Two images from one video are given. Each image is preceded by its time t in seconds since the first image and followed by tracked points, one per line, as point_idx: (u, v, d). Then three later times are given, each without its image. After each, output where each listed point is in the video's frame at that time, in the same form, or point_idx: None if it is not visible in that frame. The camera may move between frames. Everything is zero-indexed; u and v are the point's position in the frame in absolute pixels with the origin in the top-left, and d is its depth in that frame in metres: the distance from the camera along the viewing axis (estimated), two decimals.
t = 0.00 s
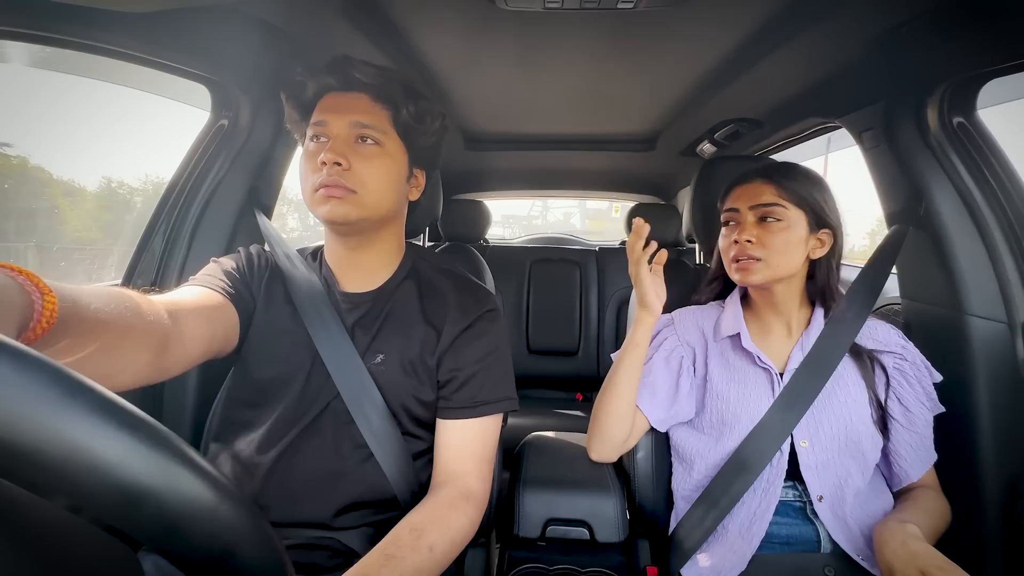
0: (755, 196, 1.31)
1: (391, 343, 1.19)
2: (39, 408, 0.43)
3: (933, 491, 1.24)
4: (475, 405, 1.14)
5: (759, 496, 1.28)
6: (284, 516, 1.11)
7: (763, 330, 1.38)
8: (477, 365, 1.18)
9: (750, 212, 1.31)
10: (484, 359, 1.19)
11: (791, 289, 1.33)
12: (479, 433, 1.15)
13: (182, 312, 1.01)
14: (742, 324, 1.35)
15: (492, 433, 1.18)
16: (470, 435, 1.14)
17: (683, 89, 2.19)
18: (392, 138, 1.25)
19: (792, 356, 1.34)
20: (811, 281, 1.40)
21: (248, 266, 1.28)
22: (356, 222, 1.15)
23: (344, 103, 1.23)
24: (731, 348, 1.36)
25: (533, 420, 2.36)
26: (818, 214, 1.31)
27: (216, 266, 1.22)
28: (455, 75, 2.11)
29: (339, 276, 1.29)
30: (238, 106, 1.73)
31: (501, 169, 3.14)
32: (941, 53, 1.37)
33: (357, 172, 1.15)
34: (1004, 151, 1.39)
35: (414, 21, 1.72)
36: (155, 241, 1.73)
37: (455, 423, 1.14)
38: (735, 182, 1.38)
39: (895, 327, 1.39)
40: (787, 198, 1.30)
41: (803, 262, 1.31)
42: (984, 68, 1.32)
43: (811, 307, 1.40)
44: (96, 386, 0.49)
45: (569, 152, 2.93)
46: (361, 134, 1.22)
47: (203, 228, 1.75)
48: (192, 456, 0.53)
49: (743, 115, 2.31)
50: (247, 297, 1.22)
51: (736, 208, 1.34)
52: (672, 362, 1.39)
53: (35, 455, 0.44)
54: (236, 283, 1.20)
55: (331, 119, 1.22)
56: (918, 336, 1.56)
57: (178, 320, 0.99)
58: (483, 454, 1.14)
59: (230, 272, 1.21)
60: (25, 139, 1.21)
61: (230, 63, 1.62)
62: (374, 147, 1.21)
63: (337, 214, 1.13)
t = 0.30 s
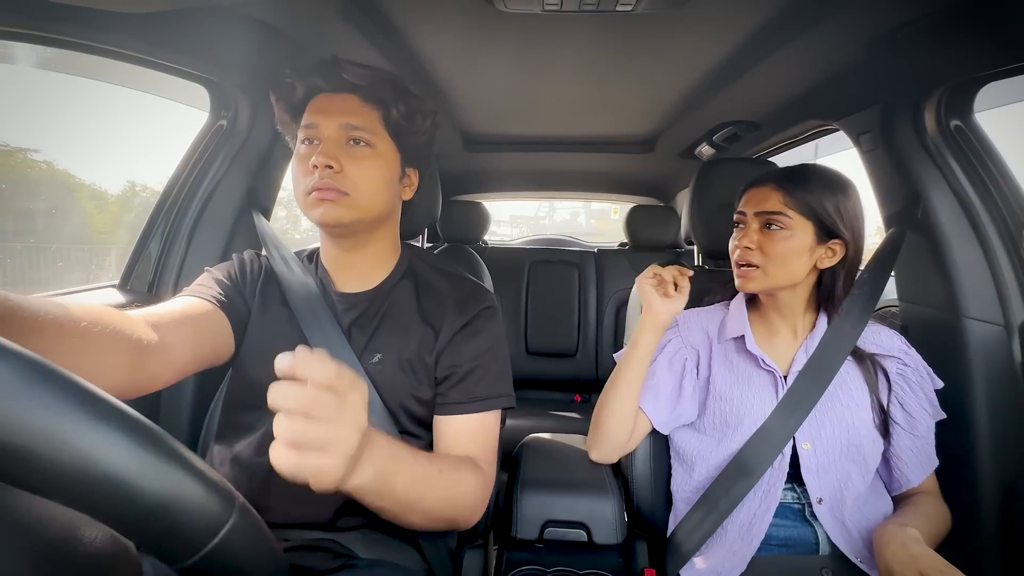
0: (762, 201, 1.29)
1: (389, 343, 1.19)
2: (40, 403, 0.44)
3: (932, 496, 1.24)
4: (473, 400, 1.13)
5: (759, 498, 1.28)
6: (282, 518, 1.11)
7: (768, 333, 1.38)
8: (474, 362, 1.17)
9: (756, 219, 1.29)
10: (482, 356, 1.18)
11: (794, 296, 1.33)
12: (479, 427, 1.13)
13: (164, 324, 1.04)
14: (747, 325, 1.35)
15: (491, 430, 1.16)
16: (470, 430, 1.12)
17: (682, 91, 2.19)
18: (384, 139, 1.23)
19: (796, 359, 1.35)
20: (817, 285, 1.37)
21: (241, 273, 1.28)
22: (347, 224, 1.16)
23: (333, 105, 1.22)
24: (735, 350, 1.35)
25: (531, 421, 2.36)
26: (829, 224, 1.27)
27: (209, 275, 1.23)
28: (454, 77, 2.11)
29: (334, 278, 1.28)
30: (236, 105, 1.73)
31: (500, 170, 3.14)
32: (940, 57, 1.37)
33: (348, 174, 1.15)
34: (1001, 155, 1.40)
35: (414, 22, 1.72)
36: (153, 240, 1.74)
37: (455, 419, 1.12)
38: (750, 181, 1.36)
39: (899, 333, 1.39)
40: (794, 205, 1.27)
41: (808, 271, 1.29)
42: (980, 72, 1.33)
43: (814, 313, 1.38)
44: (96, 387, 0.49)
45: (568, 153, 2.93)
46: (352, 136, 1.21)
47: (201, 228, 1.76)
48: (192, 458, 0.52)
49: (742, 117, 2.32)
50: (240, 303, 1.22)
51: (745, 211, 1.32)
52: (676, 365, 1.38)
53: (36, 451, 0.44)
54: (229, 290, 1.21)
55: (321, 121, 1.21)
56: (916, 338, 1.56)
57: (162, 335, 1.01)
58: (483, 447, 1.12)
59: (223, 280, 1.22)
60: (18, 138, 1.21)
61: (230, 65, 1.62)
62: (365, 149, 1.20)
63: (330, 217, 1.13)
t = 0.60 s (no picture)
0: (762, 206, 1.29)
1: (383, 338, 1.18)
2: (36, 400, 0.44)
3: (934, 494, 1.23)
4: (459, 369, 1.09)
5: (760, 497, 1.28)
6: (283, 517, 1.11)
7: (771, 332, 1.37)
8: (462, 338, 1.15)
9: (757, 224, 1.28)
10: (470, 334, 1.16)
11: (801, 296, 1.33)
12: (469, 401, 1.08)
13: (152, 330, 1.06)
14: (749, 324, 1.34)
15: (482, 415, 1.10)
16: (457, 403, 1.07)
17: (682, 89, 2.19)
18: (384, 143, 1.18)
19: (798, 357, 1.34)
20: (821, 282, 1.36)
21: (236, 276, 1.30)
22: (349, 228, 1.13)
23: (332, 108, 1.17)
24: (736, 348, 1.35)
25: (532, 421, 2.36)
26: (831, 224, 1.27)
27: (204, 280, 1.26)
28: (454, 76, 2.11)
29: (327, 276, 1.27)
30: (237, 105, 1.71)
31: (501, 170, 3.14)
32: (942, 54, 1.37)
33: (348, 179, 1.11)
34: (1002, 152, 1.39)
35: (414, 21, 1.71)
36: (155, 240, 1.74)
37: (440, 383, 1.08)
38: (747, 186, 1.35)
39: (900, 331, 1.38)
40: (796, 208, 1.26)
41: (812, 271, 1.29)
42: (982, 70, 1.32)
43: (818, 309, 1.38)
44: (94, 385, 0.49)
45: (568, 152, 2.93)
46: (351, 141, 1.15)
47: (203, 227, 1.77)
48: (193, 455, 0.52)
49: (743, 116, 2.31)
50: (234, 307, 1.24)
51: (745, 217, 1.31)
52: (677, 363, 1.38)
53: (34, 449, 0.44)
54: (222, 294, 1.23)
55: (319, 124, 1.16)
56: (918, 336, 1.56)
57: (147, 340, 1.04)
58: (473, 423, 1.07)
59: (217, 283, 1.24)
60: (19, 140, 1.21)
61: (231, 65, 1.62)
62: (365, 155, 1.15)
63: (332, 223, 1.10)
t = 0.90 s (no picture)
0: (755, 201, 1.29)
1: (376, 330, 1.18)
2: (35, 394, 0.44)
3: (934, 491, 1.23)
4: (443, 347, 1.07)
5: (759, 494, 1.28)
6: (284, 513, 1.11)
7: (770, 331, 1.37)
8: (451, 325, 1.13)
9: (750, 218, 1.29)
10: (460, 320, 1.15)
11: (794, 293, 1.33)
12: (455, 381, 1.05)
13: (146, 339, 1.08)
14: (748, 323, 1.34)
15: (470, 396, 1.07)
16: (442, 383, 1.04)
17: (684, 86, 2.18)
18: (371, 142, 1.18)
19: (797, 356, 1.34)
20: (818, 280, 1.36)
21: (233, 279, 1.30)
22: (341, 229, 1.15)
23: (317, 108, 1.17)
24: (736, 346, 1.35)
25: (532, 418, 2.37)
26: (824, 220, 1.27)
27: (203, 285, 1.27)
28: (456, 72, 2.10)
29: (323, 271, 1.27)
30: (237, 100, 1.71)
31: (502, 167, 3.13)
32: (944, 52, 1.36)
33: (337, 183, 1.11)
34: (1004, 151, 1.39)
35: (416, 18, 1.71)
36: (155, 236, 1.73)
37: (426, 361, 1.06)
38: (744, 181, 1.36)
39: (899, 328, 1.38)
40: (788, 203, 1.26)
41: (804, 267, 1.29)
42: (984, 68, 1.32)
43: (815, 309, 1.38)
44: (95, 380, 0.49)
45: (570, 150, 2.92)
46: (338, 140, 1.15)
47: (203, 223, 1.77)
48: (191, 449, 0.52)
49: (744, 114, 2.31)
50: (232, 311, 1.24)
51: (739, 211, 1.32)
52: (676, 361, 1.38)
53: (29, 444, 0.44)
54: (217, 297, 1.23)
55: (303, 127, 1.16)
56: (918, 334, 1.56)
57: (140, 348, 1.05)
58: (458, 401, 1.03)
59: (213, 288, 1.25)
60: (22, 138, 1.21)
61: (231, 61, 1.62)
62: (352, 155, 1.15)
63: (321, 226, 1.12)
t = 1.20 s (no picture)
0: (765, 199, 1.29)
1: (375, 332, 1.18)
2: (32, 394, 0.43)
3: (936, 492, 1.23)
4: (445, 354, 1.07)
5: (762, 494, 1.28)
6: (287, 515, 1.11)
7: (774, 329, 1.38)
8: (452, 331, 1.12)
9: (760, 217, 1.29)
10: (460, 326, 1.14)
11: (804, 292, 1.33)
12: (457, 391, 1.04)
13: (145, 350, 1.08)
14: (751, 322, 1.34)
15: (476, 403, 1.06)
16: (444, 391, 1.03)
17: (684, 86, 2.18)
18: (371, 143, 1.18)
19: (801, 356, 1.34)
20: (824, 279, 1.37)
21: (234, 282, 1.30)
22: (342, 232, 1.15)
23: (315, 111, 1.17)
24: (740, 346, 1.35)
25: (533, 418, 2.37)
26: (835, 218, 1.27)
27: (203, 291, 1.27)
28: (456, 72, 2.10)
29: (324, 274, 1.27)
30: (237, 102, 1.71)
31: (502, 167, 3.13)
32: (944, 51, 1.36)
33: (335, 185, 1.11)
34: (1006, 150, 1.39)
35: (416, 18, 1.71)
36: (156, 238, 1.73)
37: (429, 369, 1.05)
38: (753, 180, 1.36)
39: (903, 329, 1.38)
40: (799, 201, 1.26)
41: (814, 267, 1.29)
42: (984, 67, 1.32)
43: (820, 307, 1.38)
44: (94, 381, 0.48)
45: (570, 149, 2.92)
46: (337, 143, 1.16)
47: (204, 224, 1.77)
48: (189, 450, 0.51)
49: (745, 113, 2.31)
50: (232, 315, 1.24)
51: (749, 209, 1.32)
52: (679, 361, 1.38)
53: (28, 444, 0.44)
54: (217, 302, 1.24)
55: (301, 129, 1.16)
56: (920, 333, 1.56)
57: (139, 360, 1.06)
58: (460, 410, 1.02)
59: (213, 294, 1.25)
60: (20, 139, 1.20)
61: (232, 62, 1.62)
62: (350, 156, 1.15)
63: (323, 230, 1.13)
